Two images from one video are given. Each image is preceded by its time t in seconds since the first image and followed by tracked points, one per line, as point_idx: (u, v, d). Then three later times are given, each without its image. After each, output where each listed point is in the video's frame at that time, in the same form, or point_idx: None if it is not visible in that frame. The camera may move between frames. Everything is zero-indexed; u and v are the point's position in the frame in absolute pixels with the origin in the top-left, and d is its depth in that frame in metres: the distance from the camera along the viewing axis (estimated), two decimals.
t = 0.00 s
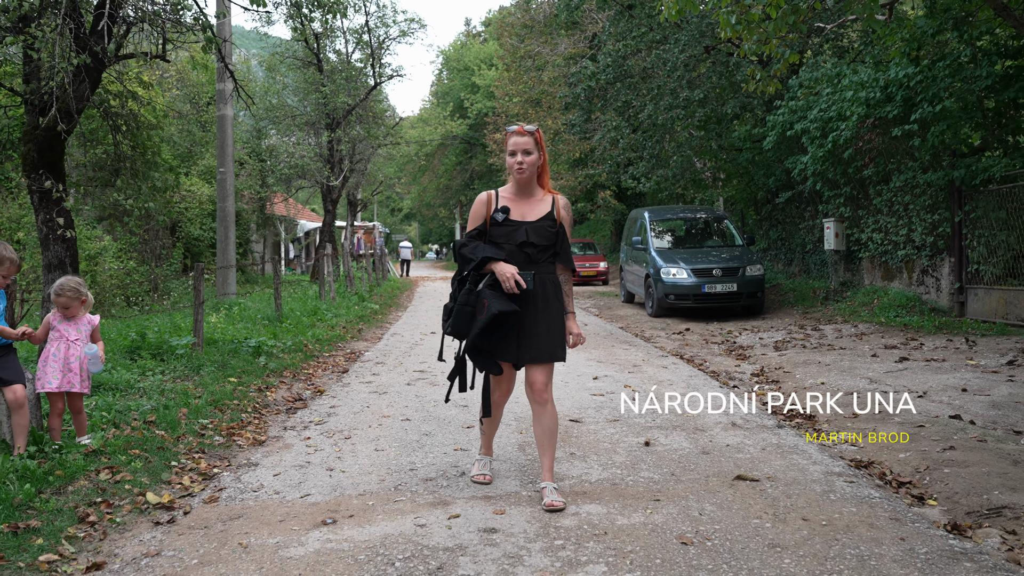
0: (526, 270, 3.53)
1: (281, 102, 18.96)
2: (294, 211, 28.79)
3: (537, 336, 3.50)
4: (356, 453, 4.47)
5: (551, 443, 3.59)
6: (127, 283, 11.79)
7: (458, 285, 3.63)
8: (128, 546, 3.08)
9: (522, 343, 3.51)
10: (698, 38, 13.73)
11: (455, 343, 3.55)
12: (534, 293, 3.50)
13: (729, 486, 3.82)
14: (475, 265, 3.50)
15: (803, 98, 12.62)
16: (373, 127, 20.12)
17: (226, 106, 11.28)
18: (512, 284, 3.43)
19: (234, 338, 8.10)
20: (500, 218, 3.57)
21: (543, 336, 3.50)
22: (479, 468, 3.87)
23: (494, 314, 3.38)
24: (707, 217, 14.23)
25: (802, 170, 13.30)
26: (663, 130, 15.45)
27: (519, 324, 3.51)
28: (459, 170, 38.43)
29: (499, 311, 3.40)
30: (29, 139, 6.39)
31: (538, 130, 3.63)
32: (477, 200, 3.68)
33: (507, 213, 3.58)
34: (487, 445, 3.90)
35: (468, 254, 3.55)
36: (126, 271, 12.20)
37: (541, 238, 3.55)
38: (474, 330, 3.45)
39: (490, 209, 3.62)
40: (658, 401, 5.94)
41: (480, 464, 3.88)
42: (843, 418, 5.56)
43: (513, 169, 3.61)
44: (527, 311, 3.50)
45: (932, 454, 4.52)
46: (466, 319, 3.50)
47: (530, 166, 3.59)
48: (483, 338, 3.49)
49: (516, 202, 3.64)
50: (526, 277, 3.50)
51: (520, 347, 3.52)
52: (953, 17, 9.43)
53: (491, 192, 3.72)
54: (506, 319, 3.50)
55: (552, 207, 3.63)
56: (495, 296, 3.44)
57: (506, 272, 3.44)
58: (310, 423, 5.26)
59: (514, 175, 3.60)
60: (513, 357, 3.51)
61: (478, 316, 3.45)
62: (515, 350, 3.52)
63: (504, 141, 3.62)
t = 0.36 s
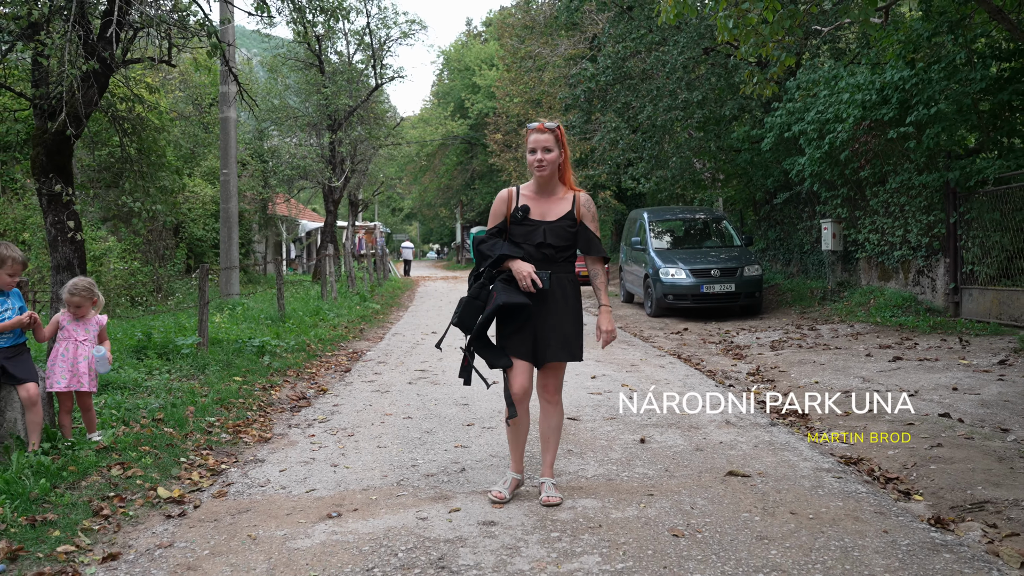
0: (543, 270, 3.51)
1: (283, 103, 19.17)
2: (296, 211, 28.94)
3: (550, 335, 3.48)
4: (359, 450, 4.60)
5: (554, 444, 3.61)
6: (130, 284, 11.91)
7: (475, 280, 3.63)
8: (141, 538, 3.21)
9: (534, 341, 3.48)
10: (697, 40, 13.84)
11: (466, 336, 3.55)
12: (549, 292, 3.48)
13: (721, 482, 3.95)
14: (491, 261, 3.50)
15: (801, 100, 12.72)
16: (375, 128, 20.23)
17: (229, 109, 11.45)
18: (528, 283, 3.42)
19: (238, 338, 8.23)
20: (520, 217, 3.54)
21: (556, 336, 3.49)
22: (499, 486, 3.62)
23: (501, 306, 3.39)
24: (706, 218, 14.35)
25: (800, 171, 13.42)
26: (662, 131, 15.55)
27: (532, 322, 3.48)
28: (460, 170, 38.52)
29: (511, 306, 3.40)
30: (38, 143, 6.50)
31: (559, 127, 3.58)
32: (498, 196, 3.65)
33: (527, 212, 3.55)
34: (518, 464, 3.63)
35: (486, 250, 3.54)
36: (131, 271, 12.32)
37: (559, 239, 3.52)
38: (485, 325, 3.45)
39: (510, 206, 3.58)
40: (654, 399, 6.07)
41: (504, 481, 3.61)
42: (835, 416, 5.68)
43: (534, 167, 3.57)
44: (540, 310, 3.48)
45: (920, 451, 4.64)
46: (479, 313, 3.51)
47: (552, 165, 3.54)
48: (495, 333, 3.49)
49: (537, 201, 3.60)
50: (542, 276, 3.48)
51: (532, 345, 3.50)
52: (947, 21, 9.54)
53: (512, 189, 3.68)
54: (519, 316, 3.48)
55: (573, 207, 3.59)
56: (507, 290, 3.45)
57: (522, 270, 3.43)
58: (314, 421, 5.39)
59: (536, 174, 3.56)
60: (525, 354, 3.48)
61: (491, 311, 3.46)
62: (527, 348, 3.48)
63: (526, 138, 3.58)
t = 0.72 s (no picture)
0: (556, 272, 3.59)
1: (292, 105, 19.43)
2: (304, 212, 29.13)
3: (561, 336, 3.56)
4: (370, 447, 4.75)
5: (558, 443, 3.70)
6: (143, 285, 12.07)
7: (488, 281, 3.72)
8: (164, 529, 3.36)
9: (547, 342, 3.55)
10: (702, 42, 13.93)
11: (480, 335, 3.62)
12: (561, 293, 3.56)
13: (721, 478, 4.07)
14: (505, 262, 3.59)
15: (805, 102, 12.80)
16: (382, 130, 20.38)
17: (239, 112, 11.64)
18: (542, 283, 3.51)
19: (250, 339, 8.39)
20: (534, 221, 3.61)
21: (567, 337, 3.57)
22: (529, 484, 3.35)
23: (517, 305, 3.47)
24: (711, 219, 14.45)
25: (804, 173, 13.50)
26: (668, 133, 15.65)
27: (544, 323, 3.56)
28: (467, 171, 38.64)
29: (525, 306, 3.48)
30: (56, 148, 6.71)
31: (571, 133, 3.63)
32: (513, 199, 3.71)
33: (541, 216, 3.62)
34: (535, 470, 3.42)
35: (501, 251, 3.63)
36: (143, 272, 12.50)
37: (573, 244, 3.58)
38: (498, 323, 3.53)
39: (524, 210, 3.65)
40: (658, 399, 6.20)
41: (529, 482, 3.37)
42: (835, 415, 5.79)
43: (548, 171, 3.62)
44: (552, 311, 3.56)
45: (917, 449, 4.75)
46: (492, 312, 3.59)
47: (567, 170, 3.59)
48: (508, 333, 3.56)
49: (551, 205, 3.66)
50: (555, 278, 3.56)
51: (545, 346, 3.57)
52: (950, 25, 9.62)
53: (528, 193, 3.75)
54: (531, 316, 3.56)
55: (586, 212, 3.64)
56: (522, 291, 3.53)
57: (536, 271, 3.51)
58: (326, 419, 5.55)
59: (550, 179, 3.62)
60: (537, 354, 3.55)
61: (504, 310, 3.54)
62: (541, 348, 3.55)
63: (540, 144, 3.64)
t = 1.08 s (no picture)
0: (562, 277, 3.53)
1: (305, 106, 19.60)
2: (317, 211, 29.41)
3: (568, 343, 3.52)
4: (384, 440, 4.89)
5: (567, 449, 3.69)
6: (160, 283, 12.28)
7: (493, 286, 3.66)
8: (191, 515, 3.51)
9: (554, 348, 3.51)
10: (713, 42, 14.00)
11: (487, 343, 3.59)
12: (567, 298, 3.51)
13: (726, 470, 4.19)
14: (512, 267, 3.53)
15: (815, 101, 12.85)
16: (395, 130, 20.53)
17: (254, 113, 11.82)
18: (548, 288, 3.45)
19: (266, 336, 8.56)
20: (539, 223, 3.55)
21: (574, 344, 3.53)
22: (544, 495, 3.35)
23: (523, 313, 3.43)
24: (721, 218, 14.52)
25: (814, 172, 13.55)
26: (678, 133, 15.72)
27: (551, 329, 3.51)
28: (478, 170, 38.77)
29: (531, 312, 3.44)
30: (79, 149, 6.89)
31: (573, 134, 3.64)
32: (518, 202, 3.68)
33: (547, 219, 3.57)
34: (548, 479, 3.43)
35: (506, 256, 3.57)
36: (160, 271, 12.70)
37: (579, 247, 3.53)
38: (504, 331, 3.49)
39: (530, 213, 3.61)
40: (666, 394, 6.32)
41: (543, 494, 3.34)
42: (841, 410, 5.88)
43: (553, 174, 3.59)
44: (559, 317, 3.51)
45: (919, 444, 4.85)
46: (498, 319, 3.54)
47: (571, 172, 3.57)
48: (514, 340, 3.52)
49: (556, 208, 3.62)
50: (562, 283, 3.51)
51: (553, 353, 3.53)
52: (959, 24, 9.65)
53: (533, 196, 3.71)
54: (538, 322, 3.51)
55: (593, 215, 3.61)
56: (528, 298, 3.48)
57: (542, 276, 3.45)
58: (341, 413, 5.70)
59: (554, 181, 3.58)
60: (545, 361, 3.51)
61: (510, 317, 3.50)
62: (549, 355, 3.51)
63: (544, 145, 3.61)
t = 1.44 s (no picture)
0: (555, 270, 3.52)
1: (313, 107, 19.78)
2: (325, 211, 29.63)
3: (560, 337, 3.48)
4: (393, 431, 5.06)
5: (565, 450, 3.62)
6: (171, 282, 12.47)
7: (486, 277, 3.64)
8: (211, 499, 3.68)
9: (546, 342, 3.49)
10: (717, 43, 14.11)
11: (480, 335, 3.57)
12: (560, 291, 3.50)
13: (724, 460, 4.34)
14: (504, 258, 3.51)
15: (819, 102, 12.95)
16: (402, 130, 20.70)
17: (265, 114, 12.00)
18: (540, 281, 3.43)
19: (278, 333, 8.73)
20: (533, 215, 3.58)
21: (567, 339, 3.49)
22: (550, 494, 3.43)
23: (516, 305, 3.40)
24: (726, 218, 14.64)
25: (818, 172, 13.65)
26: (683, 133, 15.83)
27: (544, 322, 3.50)
28: (484, 170, 38.92)
29: (523, 304, 3.41)
30: (97, 150, 7.09)
31: (575, 128, 3.61)
32: (513, 195, 3.70)
33: (540, 211, 3.59)
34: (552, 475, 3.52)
35: (499, 246, 3.54)
36: (172, 270, 12.89)
37: (572, 240, 3.52)
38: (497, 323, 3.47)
39: (524, 205, 3.64)
40: (668, 390, 6.46)
41: (548, 494, 3.44)
42: (840, 405, 6.01)
43: (548, 166, 3.59)
44: (551, 310, 3.49)
45: (914, 436, 4.98)
46: (492, 310, 3.52)
47: (567, 165, 3.56)
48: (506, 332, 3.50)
49: (551, 201, 3.63)
50: (554, 275, 3.50)
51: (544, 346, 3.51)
52: (961, 26, 9.74)
53: (530, 189, 3.74)
54: (530, 315, 3.49)
55: (588, 209, 3.60)
56: (521, 290, 3.46)
57: (534, 267, 3.44)
58: (352, 406, 5.88)
59: (549, 175, 3.59)
60: (537, 355, 3.51)
61: (503, 308, 3.49)
62: (541, 349, 3.51)
63: (540, 138, 3.62)
